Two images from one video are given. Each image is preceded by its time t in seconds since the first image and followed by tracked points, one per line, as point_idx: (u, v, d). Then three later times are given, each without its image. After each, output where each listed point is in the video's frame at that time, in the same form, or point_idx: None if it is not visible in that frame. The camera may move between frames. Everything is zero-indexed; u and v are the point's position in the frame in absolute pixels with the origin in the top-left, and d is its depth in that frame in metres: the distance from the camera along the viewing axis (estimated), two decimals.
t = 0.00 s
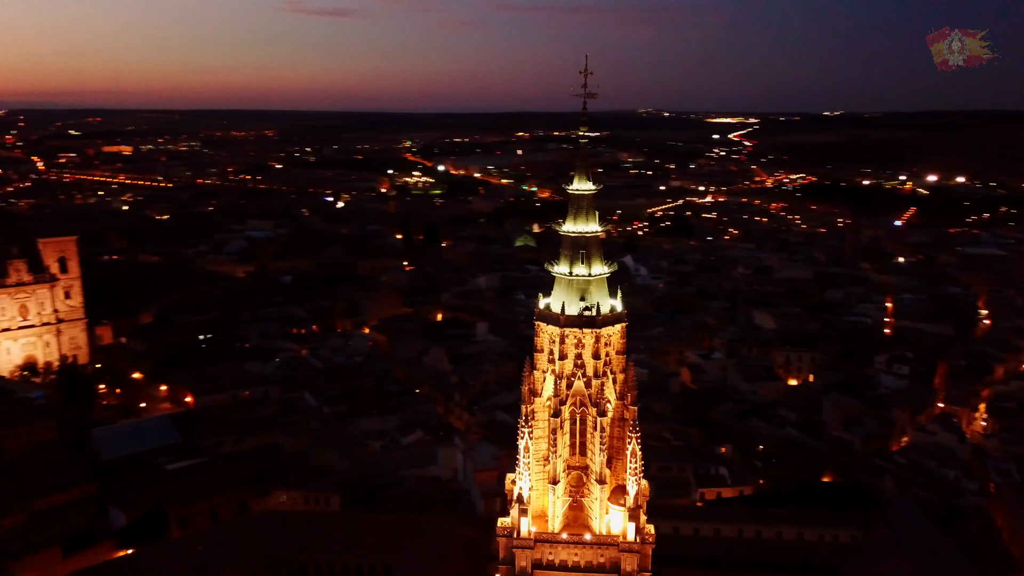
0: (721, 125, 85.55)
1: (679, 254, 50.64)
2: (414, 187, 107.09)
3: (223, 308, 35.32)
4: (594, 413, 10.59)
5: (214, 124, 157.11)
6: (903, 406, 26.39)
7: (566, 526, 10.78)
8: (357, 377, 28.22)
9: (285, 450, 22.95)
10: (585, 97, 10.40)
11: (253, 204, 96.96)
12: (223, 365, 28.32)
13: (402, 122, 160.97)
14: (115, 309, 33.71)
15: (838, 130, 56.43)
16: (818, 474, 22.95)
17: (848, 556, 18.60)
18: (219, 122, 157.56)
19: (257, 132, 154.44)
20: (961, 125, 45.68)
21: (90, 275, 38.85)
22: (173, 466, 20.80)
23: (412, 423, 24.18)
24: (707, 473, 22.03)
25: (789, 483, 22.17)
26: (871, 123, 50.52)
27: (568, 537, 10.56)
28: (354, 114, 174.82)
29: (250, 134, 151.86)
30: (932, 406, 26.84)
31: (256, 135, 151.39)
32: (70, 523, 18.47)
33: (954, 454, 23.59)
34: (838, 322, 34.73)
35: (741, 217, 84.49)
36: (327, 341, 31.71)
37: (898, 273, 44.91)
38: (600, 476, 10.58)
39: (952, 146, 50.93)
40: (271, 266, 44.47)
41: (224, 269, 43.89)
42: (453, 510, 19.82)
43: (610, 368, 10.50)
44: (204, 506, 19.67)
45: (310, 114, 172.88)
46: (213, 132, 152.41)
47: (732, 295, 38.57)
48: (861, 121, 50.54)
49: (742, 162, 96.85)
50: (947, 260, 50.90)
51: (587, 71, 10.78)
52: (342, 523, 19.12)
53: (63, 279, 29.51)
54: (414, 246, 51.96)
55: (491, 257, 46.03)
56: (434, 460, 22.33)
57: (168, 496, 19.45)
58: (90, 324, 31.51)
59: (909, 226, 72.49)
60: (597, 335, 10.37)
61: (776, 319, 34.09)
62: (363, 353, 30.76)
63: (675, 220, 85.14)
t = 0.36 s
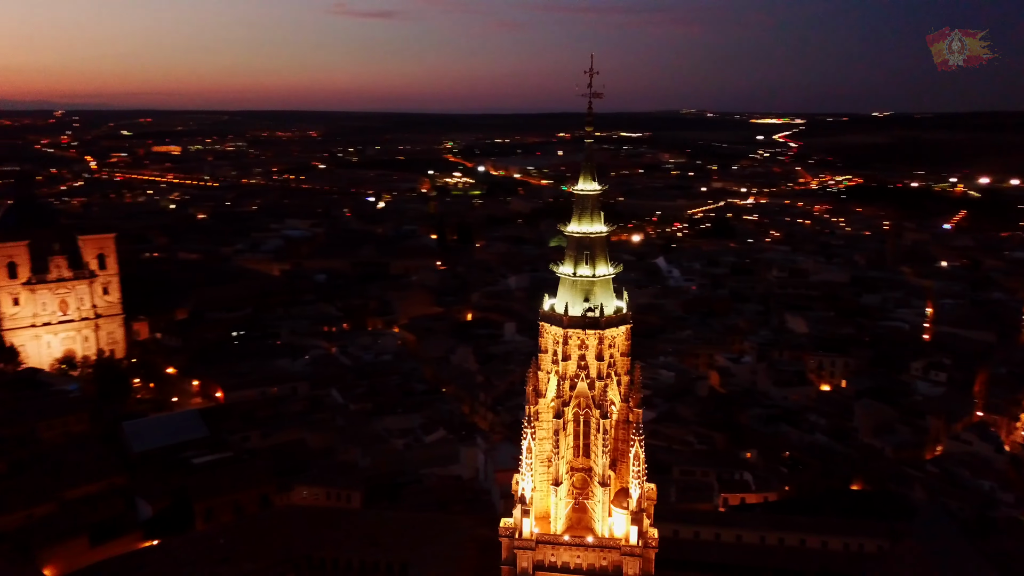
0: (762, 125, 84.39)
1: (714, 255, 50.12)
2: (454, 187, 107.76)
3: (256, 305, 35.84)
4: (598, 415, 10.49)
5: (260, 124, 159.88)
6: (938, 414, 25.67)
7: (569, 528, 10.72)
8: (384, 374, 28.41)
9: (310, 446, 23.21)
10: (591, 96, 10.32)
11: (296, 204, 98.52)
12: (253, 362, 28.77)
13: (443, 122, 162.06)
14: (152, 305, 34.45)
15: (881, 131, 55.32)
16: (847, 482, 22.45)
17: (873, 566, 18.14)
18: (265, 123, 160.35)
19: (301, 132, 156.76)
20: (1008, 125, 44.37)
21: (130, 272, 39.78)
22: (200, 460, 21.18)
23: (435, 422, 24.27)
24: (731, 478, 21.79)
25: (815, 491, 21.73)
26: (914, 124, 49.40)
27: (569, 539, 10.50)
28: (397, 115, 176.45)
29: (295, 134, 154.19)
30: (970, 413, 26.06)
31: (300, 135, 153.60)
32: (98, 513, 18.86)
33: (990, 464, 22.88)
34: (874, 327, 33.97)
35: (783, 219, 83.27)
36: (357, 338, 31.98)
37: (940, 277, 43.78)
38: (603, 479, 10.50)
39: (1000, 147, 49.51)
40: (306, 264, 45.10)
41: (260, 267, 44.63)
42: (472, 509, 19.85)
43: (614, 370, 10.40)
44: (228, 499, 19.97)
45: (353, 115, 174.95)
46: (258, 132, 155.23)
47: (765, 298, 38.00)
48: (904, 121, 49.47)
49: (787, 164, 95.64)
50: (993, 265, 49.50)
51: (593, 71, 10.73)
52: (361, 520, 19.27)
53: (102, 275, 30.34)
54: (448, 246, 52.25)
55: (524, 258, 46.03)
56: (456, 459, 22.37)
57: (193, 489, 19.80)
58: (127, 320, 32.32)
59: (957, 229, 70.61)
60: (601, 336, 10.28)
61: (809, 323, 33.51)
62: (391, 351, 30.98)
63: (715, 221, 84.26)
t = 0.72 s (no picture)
0: (805, 126, 82.91)
1: (750, 258, 49.42)
2: (494, 189, 108.25)
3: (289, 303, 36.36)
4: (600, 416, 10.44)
5: (304, 125, 162.06)
6: (974, 422, 24.94)
7: (572, 529, 10.68)
8: (411, 373, 28.57)
9: (335, 443, 23.47)
10: (596, 97, 10.27)
11: (339, 204, 99.84)
12: (284, 359, 29.22)
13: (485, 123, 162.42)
14: (188, 302, 35.17)
15: (926, 133, 54.07)
16: (875, 491, 21.97)
17: None
18: (309, 124, 162.61)
19: (344, 133, 158.56)
20: None
21: (169, 270, 40.69)
22: (227, 454, 21.60)
23: (459, 421, 24.36)
24: (755, 484, 21.47)
25: (841, 498, 21.32)
26: (960, 124, 48.12)
27: (571, 540, 10.46)
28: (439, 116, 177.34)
29: (338, 134, 156.03)
30: (1008, 421, 25.24)
31: (343, 135, 155.36)
32: (126, 504, 19.32)
33: None
34: (911, 332, 33.18)
35: (827, 222, 81.88)
36: (386, 337, 32.18)
37: (984, 283, 42.53)
38: (605, 480, 10.45)
39: None
40: (340, 263, 45.60)
41: (295, 265, 45.26)
42: (490, 509, 19.89)
43: (618, 372, 10.35)
44: (253, 493, 20.29)
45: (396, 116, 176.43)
46: (304, 132, 157.40)
47: (800, 301, 37.38)
48: (949, 122, 48.19)
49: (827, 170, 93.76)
50: None
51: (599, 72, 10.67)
52: (381, 516, 19.45)
53: (139, 272, 31.28)
54: (481, 246, 52.38)
55: (556, 258, 45.91)
56: (477, 458, 22.42)
57: (218, 483, 20.18)
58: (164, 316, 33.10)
59: (1008, 233, 68.56)
60: (604, 337, 10.23)
61: (843, 328, 32.90)
62: (419, 350, 31.16)
63: (757, 224, 83.26)
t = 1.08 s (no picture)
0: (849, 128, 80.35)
1: (786, 260, 48.63)
2: (533, 189, 108.19)
3: (321, 301, 36.84)
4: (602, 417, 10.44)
5: (347, 125, 163.75)
6: (1011, 431, 24.18)
7: (574, 530, 10.64)
8: (437, 371, 28.71)
9: (359, 439, 23.70)
10: (600, 96, 10.24)
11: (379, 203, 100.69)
12: (315, 355, 29.62)
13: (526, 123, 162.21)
14: (224, 300, 35.83)
15: (974, 134, 52.59)
16: (904, 500, 21.46)
17: None
18: (351, 125, 164.49)
19: (387, 133, 159.74)
20: None
21: (206, 268, 41.53)
22: (252, 448, 22.00)
23: (482, 420, 24.43)
24: (779, 490, 21.15)
25: (868, 507, 20.87)
26: (1009, 125, 46.68)
27: (574, 541, 10.43)
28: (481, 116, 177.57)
29: (381, 134, 157.29)
30: None
31: (386, 135, 156.54)
32: (153, 494, 19.75)
33: None
34: (949, 338, 32.32)
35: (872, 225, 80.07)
36: (415, 336, 32.36)
37: None
38: (607, 481, 10.40)
39: None
40: (374, 262, 46.02)
41: (330, 264, 45.81)
42: (511, 507, 19.89)
43: (620, 372, 10.33)
44: (277, 487, 20.59)
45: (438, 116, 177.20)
46: (347, 132, 158.88)
47: (835, 305, 36.70)
48: (997, 123, 46.78)
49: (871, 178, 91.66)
50: None
51: (603, 71, 10.62)
52: (400, 513, 19.59)
53: (175, 269, 32.01)
54: (515, 246, 52.43)
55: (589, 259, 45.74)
56: (499, 458, 22.44)
57: (244, 477, 20.54)
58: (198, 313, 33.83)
59: None
60: (606, 338, 10.20)
61: (877, 333, 32.22)
62: (447, 348, 31.28)
63: (798, 226, 81.85)
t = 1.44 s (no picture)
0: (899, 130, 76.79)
1: (823, 263, 47.77)
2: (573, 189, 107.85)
3: (353, 299, 37.27)
4: (604, 417, 10.42)
5: (389, 125, 165.19)
6: None
7: (576, 530, 10.66)
8: (463, 370, 28.85)
9: (383, 436, 23.93)
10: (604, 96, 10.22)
11: (420, 203, 101.36)
12: (344, 351, 29.99)
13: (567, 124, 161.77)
14: (257, 297, 36.44)
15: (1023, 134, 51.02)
16: (933, 508, 20.95)
17: None
18: (392, 125, 165.94)
19: (428, 133, 160.72)
20: None
21: (242, 266, 42.29)
22: (277, 443, 22.38)
23: (505, 419, 24.51)
24: (803, 495, 20.83)
25: (895, 515, 20.43)
26: None
27: (574, 541, 10.44)
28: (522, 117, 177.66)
29: (422, 134, 158.29)
30: None
31: (427, 135, 157.51)
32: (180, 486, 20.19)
33: None
34: (988, 343, 31.46)
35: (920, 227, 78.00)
36: (443, 334, 32.56)
37: None
38: (608, 482, 10.39)
39: None
40: (407, 261, 46.38)
41: (364, 262, 46.30)
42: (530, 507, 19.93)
43: (622, 372, 10.29)
44: (300, 482, 20.89)
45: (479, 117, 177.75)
46: (389, 132, 160.32)
47: (870, 309, 35.99)
48: None
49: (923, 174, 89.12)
50: None
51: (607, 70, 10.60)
52: (419, 510, 19.73)
53: (210, 266, 32.39)
54: (548, 247, 52.39)
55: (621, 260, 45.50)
56: (520, 457, 22.47)
57: (268, 471, 20.87)
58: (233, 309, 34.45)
59: None
60: (609, 338, 10.18)
61: (912, 338, 31.53)
62: (474, 347, 31.41)
63: (842, 228, 80.16)
